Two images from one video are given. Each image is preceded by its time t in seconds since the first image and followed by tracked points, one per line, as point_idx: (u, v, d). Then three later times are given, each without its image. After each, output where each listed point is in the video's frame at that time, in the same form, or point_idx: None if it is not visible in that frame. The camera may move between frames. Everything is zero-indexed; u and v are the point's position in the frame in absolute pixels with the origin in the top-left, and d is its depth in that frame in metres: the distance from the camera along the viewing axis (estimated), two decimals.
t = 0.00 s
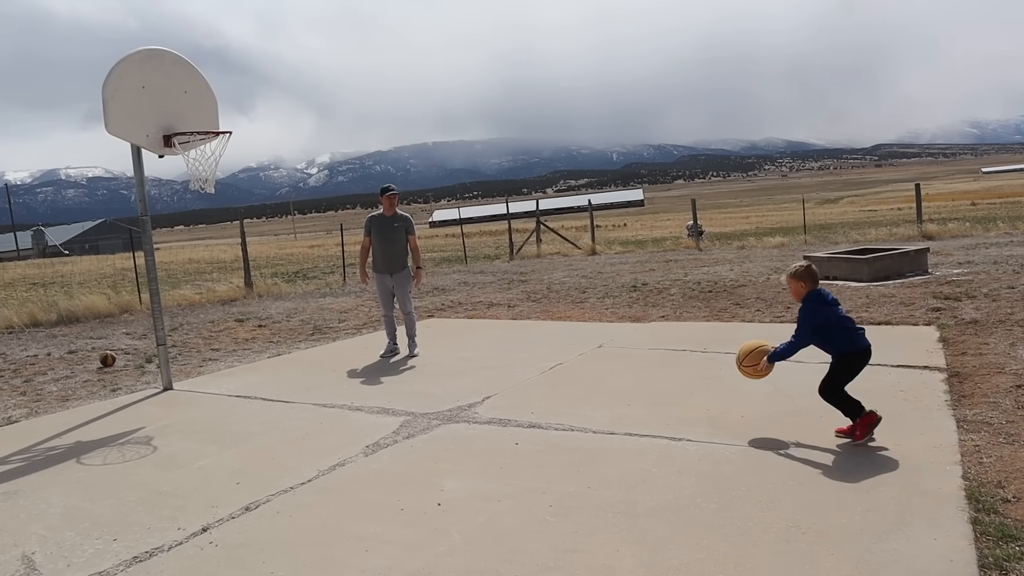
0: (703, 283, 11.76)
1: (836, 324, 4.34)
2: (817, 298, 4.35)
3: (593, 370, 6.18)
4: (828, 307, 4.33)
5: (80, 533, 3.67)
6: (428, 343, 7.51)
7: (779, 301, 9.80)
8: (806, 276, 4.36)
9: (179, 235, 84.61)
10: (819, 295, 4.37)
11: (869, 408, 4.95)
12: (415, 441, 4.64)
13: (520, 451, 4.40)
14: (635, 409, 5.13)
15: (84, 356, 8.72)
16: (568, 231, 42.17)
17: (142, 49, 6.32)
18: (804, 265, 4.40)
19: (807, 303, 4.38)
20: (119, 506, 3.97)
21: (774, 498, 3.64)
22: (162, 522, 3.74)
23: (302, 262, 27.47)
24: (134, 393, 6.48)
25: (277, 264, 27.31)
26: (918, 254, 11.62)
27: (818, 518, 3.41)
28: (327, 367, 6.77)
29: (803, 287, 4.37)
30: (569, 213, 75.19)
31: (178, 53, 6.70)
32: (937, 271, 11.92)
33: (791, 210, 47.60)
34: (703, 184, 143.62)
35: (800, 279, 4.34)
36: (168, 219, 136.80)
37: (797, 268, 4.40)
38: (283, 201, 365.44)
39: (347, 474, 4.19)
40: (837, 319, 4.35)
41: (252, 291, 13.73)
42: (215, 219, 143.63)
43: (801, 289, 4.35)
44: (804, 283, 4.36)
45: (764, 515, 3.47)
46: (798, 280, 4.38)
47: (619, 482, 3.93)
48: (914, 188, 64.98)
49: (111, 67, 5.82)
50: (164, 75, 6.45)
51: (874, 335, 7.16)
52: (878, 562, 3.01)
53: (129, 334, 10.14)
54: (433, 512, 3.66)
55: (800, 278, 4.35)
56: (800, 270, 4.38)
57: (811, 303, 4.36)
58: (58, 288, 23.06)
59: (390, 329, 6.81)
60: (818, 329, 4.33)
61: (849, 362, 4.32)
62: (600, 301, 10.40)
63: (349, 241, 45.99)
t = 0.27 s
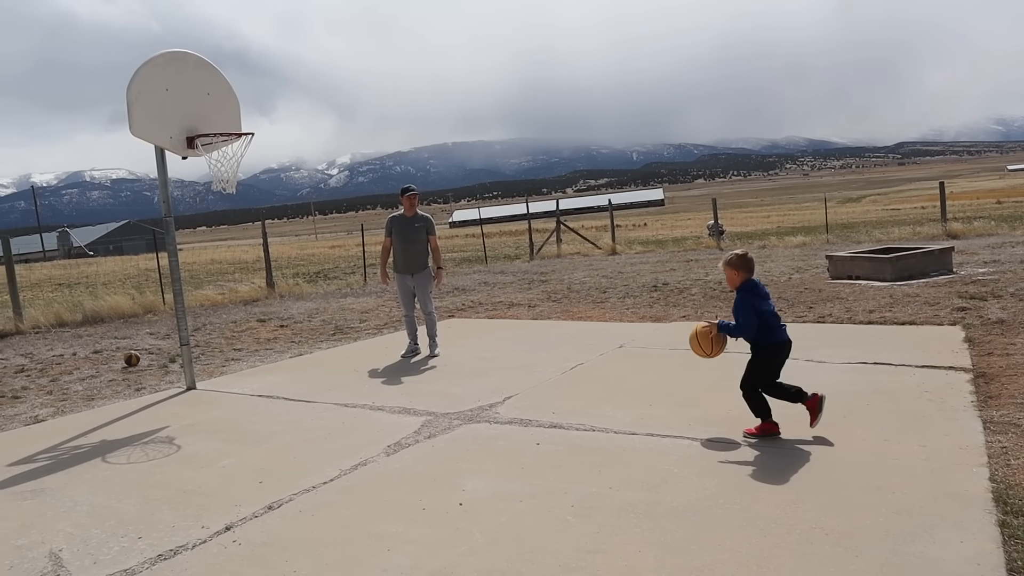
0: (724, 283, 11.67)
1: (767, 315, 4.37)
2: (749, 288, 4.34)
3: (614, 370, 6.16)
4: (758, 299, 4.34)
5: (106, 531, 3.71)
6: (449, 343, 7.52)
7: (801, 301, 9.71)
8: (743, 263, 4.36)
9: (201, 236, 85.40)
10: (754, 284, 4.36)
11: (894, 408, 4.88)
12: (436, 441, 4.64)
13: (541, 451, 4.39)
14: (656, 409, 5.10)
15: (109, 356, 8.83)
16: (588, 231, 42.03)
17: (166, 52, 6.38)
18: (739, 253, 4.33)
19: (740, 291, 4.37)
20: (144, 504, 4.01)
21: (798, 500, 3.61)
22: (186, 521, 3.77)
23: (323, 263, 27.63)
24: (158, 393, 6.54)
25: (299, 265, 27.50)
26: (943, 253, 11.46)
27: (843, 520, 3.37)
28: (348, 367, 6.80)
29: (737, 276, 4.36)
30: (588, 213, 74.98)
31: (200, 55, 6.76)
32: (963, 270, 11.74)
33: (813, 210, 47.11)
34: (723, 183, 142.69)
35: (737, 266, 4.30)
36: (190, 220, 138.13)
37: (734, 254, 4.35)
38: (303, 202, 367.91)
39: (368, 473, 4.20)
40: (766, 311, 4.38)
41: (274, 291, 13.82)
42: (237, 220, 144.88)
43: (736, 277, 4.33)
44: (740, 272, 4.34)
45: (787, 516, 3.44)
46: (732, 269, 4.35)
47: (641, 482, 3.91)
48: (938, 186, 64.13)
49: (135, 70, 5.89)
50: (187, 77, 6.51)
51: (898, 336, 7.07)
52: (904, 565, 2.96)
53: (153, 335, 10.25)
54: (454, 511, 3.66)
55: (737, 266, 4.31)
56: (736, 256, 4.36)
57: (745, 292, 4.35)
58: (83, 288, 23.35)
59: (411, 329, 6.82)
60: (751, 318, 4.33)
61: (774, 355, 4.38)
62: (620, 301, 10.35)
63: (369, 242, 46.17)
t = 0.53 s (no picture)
0: (748, 286, 11.59)
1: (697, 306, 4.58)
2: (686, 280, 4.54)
3: (638, 375, 6.13)
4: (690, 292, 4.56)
5: (135, 532, 3.76)
6: (472, 347, 7.53)
7: (826, 305, 9.61)
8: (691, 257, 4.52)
9: (225, 240, 86.34)
10: (694, 276, 4.55)
11: (922, 414, 4.81)
12: (460, 445, 4.65)
13: (565, 455, 4.38)
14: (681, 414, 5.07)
15: (136, 359, 8.95)
16: (611, 234, 41.91)
17: (193, 59, 6.46)
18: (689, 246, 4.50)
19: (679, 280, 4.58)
20: (172, 506, 4.06)
21: (826, 505, 3.56)
22: (213, 523, 3.81)
23: (346, 266, 27.81)
24: (185, 395, 6.62)
25: (322, 268, 27.67)
26: (971, 255, 11.29)
27: (872, 526, 3.32)
28: (373, 370, 6.83)
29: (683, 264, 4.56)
30: (610, 216, 74.79)
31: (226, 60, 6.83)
32: (992, 273, 11.55)
33: (838, 212, 46.64)
34: (746, 186, 141.65)
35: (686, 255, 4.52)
36: (214, 224, 139.67)
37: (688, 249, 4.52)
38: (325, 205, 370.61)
39: (393, 477, 4.21)
40: (702, 303, 4.59)
41: (298, 295, 13.93)
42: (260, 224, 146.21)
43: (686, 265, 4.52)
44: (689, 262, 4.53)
45: (814, 522, 3.40)
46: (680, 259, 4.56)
47: (666, 487, 3.88)
48: (965, 188, 63.24)
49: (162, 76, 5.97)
50: (214, 83, 6.58)
51: (926, 340, 6.98)
52: (934, 572, 2.92)
53: (179, 338, 10.37)
54: (479, 515, 3.66)
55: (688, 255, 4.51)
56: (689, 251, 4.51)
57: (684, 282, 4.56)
58: (111, 292, 23.67)
59: (434, 333, 6.84)
60: (683, 306, 4.56)
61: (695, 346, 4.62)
62: (643, 304, 10.31)
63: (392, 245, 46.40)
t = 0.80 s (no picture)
0: (772, 292, 11.50)
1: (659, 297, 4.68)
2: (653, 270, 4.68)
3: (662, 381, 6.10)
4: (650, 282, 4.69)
5: (161, 535, 3.79)
6: (494, 352, 7.52)
7: (851, 310, 9.50)
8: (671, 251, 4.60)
9: (249, 245, 87.17)
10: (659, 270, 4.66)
11: (951, 421, 4.74)
12: (483, 450, 4.65)
13: (588, 462, 4.36)
14: (705, 420, 5.03)
15: (162, 363, 9.05)
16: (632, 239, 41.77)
17: (219, 66, 6.53)
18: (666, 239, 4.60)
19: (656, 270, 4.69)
20: (198, 509, 4.09)
21: (852, 514, 3.51)
22: (238, 526, 3.83)
23: (369, 271, 27.96)
24: (209, 399, 6.68)
25: (345, 273, 27.84)
26: (999, 261, 11.12)
27: (899, 535, 3.27)
28: (395, 375, 6.85)
29: (659, 255, 4.70)
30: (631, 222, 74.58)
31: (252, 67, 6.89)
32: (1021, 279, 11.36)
33: (862, 217, 46.15)
34: (768, 191, 140.61)
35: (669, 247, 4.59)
36: (238, 229, 141.08)
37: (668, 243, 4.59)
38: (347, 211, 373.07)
39: (416, 482, 4.22)
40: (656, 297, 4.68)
41: (321, 300, 14.03)
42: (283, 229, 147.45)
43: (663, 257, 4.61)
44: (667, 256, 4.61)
45: (841, 530, 3.35)
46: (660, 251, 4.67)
47: (690, 494, 3.85)
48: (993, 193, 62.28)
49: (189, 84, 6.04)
50: (239, 89, 6.65)
51: (954, 346, 6.87)
52: None
53: (204, 342, 10.47)
54: (502, 521, 3.65)
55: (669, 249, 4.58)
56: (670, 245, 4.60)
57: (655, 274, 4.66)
58: (138, 296, 23.97)
59: (457, 338, 6.85)
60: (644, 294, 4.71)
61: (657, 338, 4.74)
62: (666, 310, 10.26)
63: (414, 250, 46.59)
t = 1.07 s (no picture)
0: (787, 302, 11.45)
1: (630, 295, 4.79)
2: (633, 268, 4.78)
3: (677, 390, 6.07)
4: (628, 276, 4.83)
5: (177, 543, 3.80)
6: (509, 362, 7.52)
7: (868, 320, 9.43)
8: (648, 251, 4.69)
9: (264, 254, 87.76)
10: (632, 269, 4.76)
11: (969, 432, 4.69)
12: (497, 460, 4.65)
13: (602, 471, 4.35)
14: (720, 430, 5.00)
15: (178, 372, 9.11)
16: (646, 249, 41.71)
17: (236, 77, 6.60)
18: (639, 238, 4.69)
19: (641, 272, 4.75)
20: (213, 517, 4.11)
21: (869, 525, 3.48)
22: (253, 535, 3.84)
23: (383, 281, 28.04)
24: (225, 408, 6.71)
25: (360, 283, 27.96)
26: (1017, 270, 11.01)
27: (917, 547, 3.24)
28: (409, 384, 6.86)
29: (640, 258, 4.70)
30: (645, 231, 74.48)
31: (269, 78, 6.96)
32: None
33: (879, 226, 45.84)
34: (782, 201, 140.08)
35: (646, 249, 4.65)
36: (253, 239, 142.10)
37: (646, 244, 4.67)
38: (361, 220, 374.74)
39: (430, 491, 4.22)
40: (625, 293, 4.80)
41: (336, 309, 14.09)
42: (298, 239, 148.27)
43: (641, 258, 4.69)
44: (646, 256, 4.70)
45: (858, 542, 3.32)
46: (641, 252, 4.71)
47: (705, 505, 3.83)
48: (1011, 202, 61.75)
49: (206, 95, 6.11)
50: (256, 101, 6.72)
51: (973, 356, 6.80)
52: None
53: (219, 351, 10.53)
54: (517, 530, 3.64)
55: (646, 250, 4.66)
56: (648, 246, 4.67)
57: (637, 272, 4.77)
58: (154, 305, 24.18)
59: (472, 347, 6.85)
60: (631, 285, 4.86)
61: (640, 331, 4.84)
62: (681, 320, 10.22)
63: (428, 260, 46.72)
